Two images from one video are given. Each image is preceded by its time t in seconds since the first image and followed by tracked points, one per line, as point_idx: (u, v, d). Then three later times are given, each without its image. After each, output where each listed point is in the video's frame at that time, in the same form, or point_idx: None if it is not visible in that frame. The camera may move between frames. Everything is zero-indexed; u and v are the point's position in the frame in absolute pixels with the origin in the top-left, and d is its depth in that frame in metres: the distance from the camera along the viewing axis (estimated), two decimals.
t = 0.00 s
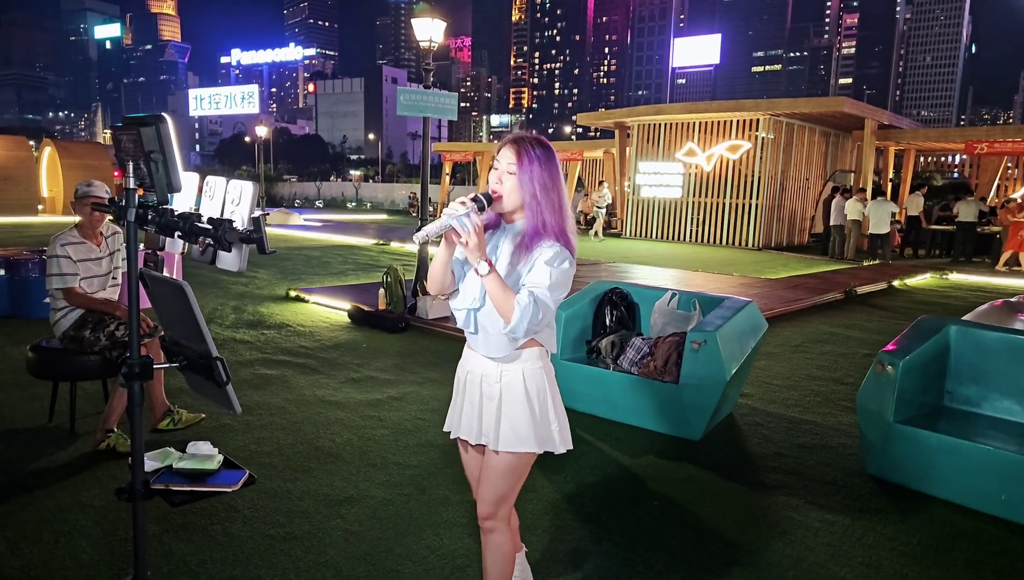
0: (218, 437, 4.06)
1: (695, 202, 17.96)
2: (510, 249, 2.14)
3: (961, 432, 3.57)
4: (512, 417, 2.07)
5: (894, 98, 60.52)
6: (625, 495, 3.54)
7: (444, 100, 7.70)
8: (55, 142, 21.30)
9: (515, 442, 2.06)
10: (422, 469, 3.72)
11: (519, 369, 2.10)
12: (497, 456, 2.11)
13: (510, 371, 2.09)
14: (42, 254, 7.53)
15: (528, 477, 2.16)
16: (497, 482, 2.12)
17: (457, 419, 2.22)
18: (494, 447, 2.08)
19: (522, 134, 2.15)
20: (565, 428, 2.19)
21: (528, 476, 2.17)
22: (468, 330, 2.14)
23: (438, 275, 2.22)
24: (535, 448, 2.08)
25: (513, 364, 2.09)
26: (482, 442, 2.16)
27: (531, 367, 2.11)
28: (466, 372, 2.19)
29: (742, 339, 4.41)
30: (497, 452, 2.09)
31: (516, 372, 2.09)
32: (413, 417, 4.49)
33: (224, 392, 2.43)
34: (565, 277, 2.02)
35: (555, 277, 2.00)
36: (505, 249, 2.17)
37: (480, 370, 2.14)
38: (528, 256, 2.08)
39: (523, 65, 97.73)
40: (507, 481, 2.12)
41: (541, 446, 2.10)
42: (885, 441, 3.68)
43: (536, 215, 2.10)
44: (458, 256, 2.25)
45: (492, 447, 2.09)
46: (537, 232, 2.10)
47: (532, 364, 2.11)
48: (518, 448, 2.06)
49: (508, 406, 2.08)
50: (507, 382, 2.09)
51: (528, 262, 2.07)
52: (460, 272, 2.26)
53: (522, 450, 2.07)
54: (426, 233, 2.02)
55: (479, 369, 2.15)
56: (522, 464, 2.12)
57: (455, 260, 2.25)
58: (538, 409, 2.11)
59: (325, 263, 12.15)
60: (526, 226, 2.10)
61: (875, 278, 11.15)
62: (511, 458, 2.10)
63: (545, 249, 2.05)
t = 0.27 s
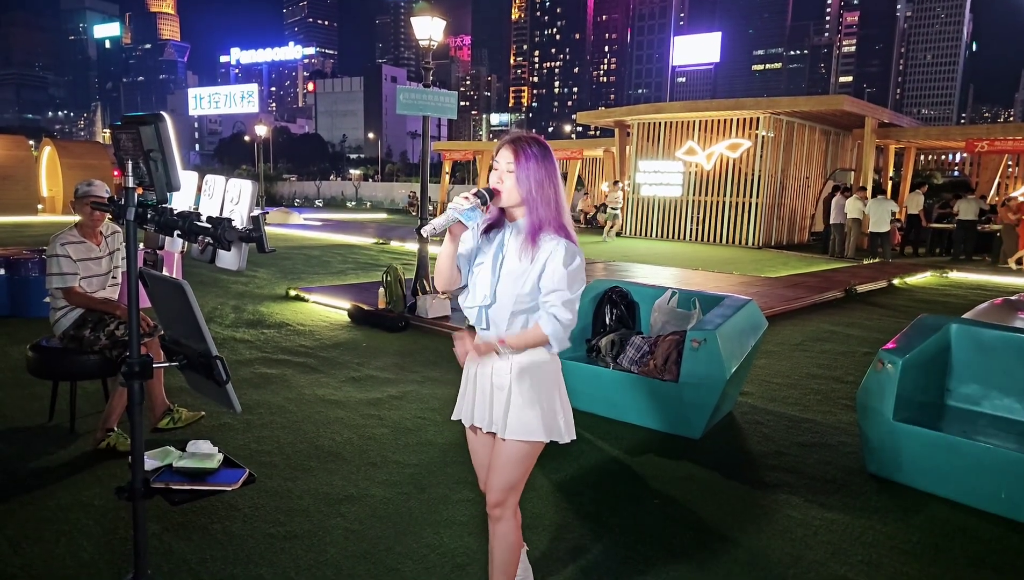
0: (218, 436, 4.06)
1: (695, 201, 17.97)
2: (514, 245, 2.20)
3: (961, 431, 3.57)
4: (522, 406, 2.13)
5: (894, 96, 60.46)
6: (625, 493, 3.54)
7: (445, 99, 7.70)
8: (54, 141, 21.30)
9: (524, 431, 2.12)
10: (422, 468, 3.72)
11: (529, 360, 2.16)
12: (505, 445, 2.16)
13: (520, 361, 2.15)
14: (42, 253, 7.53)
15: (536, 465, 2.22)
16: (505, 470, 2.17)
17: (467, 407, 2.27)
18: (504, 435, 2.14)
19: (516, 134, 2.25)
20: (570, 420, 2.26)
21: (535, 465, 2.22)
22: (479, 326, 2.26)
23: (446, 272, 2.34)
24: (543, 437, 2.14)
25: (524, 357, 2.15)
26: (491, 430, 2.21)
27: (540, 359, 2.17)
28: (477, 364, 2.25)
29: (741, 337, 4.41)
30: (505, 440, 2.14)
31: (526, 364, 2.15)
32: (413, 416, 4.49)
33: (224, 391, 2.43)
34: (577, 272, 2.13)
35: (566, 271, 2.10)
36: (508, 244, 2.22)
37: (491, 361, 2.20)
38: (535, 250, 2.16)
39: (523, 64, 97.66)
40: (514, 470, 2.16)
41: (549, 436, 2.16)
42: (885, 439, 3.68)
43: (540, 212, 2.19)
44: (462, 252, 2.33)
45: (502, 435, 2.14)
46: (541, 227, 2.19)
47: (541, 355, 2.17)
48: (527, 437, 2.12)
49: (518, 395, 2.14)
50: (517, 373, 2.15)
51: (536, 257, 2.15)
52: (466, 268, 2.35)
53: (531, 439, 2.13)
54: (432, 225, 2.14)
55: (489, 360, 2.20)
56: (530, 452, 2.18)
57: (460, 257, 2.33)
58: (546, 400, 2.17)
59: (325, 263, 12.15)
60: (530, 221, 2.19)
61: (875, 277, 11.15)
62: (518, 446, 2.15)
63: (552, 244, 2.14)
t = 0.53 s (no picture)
0: (218, 436, 4.06)
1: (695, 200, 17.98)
2: (520, 245, 2.25)
3: (960, 429, 3.57)
4: (529, 401, 2.18)
5: (894, 95, 60.41)
6: (625, 491, 3.55)
7: (444, 98, 7.70)
8: (54, 142, 21.31)
9: (530, 426, 2.17)
10: (422, 467, 3.72)
11: (536, 359, 2.21)
12: (510, 438, 2.21)
13: (527, 359, 2.21)
14: (42, 253, 7.55)
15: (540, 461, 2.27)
16: (511, 465, 2.21)
17: (473, 403, 2.32)
18: (510, 429, 2.19)
19: (516, 138, 2.31)
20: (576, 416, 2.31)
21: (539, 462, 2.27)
22: (487, 325, 2.25)
23: (453, 273, 2.37)
24: (549, 433, 2.19)
25: (532, 354, 2.21)
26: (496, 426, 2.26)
27: (548, 357, 2.23)
28: (483, 362, 2.30)
29: (741, 336, 4.41)
30: (511, 434, 2.20)
31: (533, 361, 2.21)
32: (413, 415, 4.50)
33: (223, 391, 2.44)
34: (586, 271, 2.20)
35: (575, 270, 2.18)
36: (514, 245, 2.26)
37: (499, 360, 2.24)
38: (541, 250, 2.21)
39: (523, 63, 97.59)
40: (519, 464, 2.21)
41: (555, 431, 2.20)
42: (884, 437, 3.69)
43: (544, 212, 2.25)
44: (468, 254, 2.36)
45: (509, 429, 2.19)
46: (545, 227, 2.24)
47: (549, 354, 2.23)
48: (533, 431, 2.17)
49: (525, 392, 2.19)
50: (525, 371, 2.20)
51: (543, 257, 2.21)
52: (473, 268, 2.38)
53: (536, 434, 2.18)
54: (443, 229, 2.16)
55: (497, 357, 2.25)
56: (535, 448, 2.22)
57: (467, 258, 2.36)
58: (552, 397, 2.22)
59: (324, 262, 12.15)
60: (535, 222, 2.25)
61: (875, 275, 11.15)
62: (524, 441, 2.20)
63: (557, 244, 2.20)
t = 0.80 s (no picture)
0: (219, 435, 4.06)
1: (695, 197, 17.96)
2: (525, 240, 2.26)
3: (960, 425, 3.56)
4: (534, 392, 2.20)
5: (894, 91, 60.27)
6: (625, 488, 3.54)
7: (443, 95, 7.68)
8: (54, 142, 21.30)
9: (535, 416, 2.19)
10: (422, 465, 3.72)
11: (544, 351, 2.23)
12: (513, 428, 2.24)
13: (534, 351, 2.22)
14: (42, 253, 7.55)
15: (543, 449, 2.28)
16: (512, 455, 2.24)
17: (479, 396, 2.32)
18: (515, 419, 2.21)
19: (516, 133, 2.29)
20: (581, 407, 2.31)
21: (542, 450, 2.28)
22: (493, 319, 2.26)
23: (458, 269, 2.36)
24: (554, 422, 2.20)
25: (539, 346, 2.23)
26: (502, 417, 2.28)
27: (554, 348, 2.25)
28: (490, 355, 2.30)
29: (741, 333, 4.40)
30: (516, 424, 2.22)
31: (540, 353, 2.22)
32: (413, 413, 4.50)
33: (222, 390, 2.43)
34: (593, 263, 2.23)
35: (582, 263, 2.21)
36: (519, 240, 2.27)
37: (506, 352, 2.26)
38: (548, 244, 2.23)
39: (522, 61, 97.44)
40: (519, 454, 2.24)
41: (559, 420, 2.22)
42: (884, 434, 3.68)
43: (547, 206, 2.26)
44: (473, 249, 2.35)
45: (512, 420, 2.21)
46: (550, 222, 2.26)
47: (556, 345, 2.25)
48: (538, 421, 2.19)
49: (532, 383, 2.21)
50: (533, 362, 2.22)
51: (549, 251, 2.23)
52: (477, 264, 2.38)
53: (542, 424, 2.20)
54: (451, 223, 2.16)
55: (503, 350, 2.26)
56: (540, 437, 2.24)
57: (471, 254, 2.35)
58: (557, 388, 2.23)
59: (324, 261, 12.14)
60: (539, 217, 2.25)
61: (876, 272, 11.14)
62: (529, 430, 2.22)
63: (563, 238, 2.22)
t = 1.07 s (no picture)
0: (221, 432, 4.07)
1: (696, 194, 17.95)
2: (529, 236, 2.27)
3: (962, 422, 3.57)
4: (543, 391, 2.21)
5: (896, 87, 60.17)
6: (626, 486, 3.56)
7: (443, 93, 7.68)
8: (55, 140, 21.31)
9: (544, 415, 2.21)
10: (423, 462, 3.73)
11: (549, 348, 2.24)
12: (526, 427, 2.25)
13: (540, 348, 2.24)
14: (44, 251, 7.56)
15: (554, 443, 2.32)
16: (527, 454, 2.25)
17: (484, 394, 2.32)
18: (525, 418, 2.22)
19: (518, 131, 2.31)
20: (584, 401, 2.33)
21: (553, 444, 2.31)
22: (499, 316, 2.28)
23: (464, 267, 2.38)
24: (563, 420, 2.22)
25: (544, 345, 2.24)
26: (510, 415, 2.29)
27: (559, 345, 2.26)
28: (496, 352, 2.32)
29: (742, 330, 4.41)
30: (526, 423, 2.23)
31: (546, 352, 2.24)
32: (414, 410, 4.50)
33: (224, 387, 2.44)
34: (595, 259, 2.23)
35: (584, 258, 2.21)
36: (522, 236, 2.28)
37: (511, 350, 2.27)
38: (550, 240, 2.24)
39: (523, 58, 97.33)
40: (534, 453, 2.26)
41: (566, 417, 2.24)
42: (886, 432, 3.69)
43: (550, 202, 2.27)
44: (478, 247, 2.37)
45: (524, 420, 2.23)
46: (552, 218, 2.27)
47: (560, 342, 2.26)
48: (547, 419, 2.21)
49: (539, 380, 2.22)
50: (538, 360, 2.23)
51: (552, 246, 2.23)
52: (483, 261, 2.39)
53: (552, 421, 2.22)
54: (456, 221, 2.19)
55: (509, 349, 2.28)
56: (549, 434, 2.25)
57: (477, 251, 2.37)
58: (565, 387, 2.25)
59: (325, 259, 12.16)
60: (542, 213, 2.26)
61: (877, 268, 11.14)
62: (539, 428, 2.24)
63: (566, 233, 2.23)
